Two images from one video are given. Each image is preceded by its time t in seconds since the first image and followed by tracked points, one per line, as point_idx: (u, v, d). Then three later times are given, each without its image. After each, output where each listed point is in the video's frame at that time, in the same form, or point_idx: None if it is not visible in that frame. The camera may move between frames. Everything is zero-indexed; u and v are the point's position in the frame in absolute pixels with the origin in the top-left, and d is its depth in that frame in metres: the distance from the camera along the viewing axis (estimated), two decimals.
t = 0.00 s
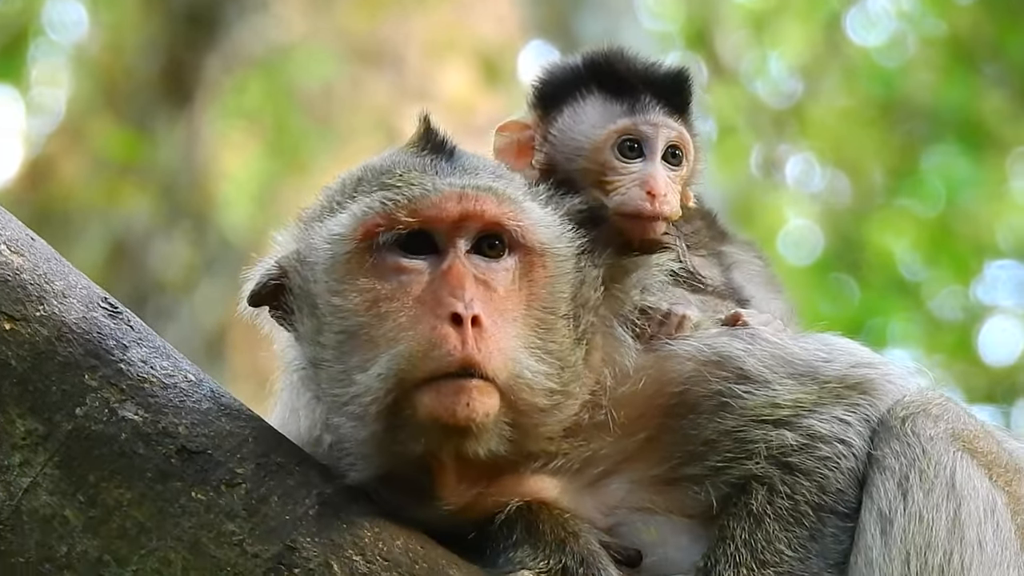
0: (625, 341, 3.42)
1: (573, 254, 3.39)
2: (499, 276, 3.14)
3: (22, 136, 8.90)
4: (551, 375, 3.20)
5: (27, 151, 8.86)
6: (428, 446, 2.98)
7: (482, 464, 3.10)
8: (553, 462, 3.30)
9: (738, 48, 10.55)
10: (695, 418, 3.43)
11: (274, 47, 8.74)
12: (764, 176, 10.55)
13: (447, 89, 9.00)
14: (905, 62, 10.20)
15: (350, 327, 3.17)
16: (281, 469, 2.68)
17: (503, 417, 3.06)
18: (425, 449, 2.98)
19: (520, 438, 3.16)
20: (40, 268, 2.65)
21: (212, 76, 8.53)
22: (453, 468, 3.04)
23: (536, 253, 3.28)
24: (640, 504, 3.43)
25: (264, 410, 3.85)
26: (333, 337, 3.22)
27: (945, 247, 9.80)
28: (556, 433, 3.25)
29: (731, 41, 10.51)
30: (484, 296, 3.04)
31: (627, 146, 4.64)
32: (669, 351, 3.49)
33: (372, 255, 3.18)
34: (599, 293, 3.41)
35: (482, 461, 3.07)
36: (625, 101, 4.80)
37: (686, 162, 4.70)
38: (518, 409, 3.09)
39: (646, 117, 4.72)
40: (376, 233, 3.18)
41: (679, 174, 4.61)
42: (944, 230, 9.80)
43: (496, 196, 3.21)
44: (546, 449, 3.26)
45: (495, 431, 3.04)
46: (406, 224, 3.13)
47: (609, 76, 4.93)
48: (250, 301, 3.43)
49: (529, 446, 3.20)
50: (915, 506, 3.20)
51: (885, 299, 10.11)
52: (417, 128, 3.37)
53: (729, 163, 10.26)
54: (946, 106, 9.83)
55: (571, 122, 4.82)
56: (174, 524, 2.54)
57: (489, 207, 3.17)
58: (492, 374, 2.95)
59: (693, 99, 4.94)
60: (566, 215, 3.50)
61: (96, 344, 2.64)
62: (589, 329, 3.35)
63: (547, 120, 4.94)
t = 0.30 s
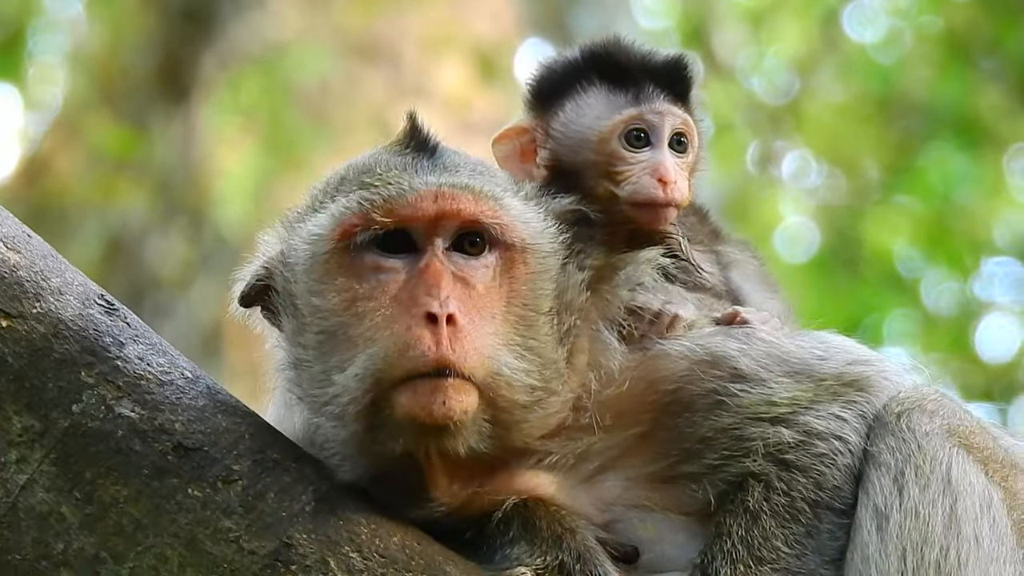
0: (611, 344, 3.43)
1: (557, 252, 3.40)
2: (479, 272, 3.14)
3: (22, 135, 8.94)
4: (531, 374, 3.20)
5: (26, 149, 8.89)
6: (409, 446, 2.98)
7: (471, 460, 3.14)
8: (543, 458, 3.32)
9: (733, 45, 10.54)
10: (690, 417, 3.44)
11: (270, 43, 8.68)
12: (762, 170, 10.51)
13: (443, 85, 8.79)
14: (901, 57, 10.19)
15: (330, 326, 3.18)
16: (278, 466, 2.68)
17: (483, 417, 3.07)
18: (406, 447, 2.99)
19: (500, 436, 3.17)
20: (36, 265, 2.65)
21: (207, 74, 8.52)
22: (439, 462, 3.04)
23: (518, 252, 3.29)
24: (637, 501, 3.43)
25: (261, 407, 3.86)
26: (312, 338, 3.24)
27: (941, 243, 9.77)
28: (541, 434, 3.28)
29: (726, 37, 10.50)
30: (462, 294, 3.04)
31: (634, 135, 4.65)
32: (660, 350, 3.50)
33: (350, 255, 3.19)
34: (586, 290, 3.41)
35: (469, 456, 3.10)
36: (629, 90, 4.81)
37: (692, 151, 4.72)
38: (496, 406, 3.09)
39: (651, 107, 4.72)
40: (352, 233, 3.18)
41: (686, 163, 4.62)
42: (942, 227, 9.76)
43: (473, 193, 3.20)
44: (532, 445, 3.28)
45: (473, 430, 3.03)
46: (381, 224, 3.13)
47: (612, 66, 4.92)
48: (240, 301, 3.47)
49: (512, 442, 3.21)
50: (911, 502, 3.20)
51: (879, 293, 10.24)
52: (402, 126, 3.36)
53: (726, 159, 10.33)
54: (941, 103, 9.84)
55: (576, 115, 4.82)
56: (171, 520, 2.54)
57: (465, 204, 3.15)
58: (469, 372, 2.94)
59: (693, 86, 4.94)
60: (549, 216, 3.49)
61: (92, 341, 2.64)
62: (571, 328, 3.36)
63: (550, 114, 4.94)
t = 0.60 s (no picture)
0: (609, 348, 3.43)
1: (553, 257, 3.41)
2: (473, 276, 3.15)
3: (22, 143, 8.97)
4: (527, 378, 3.20)
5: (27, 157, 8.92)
6: (407, 452, 2.98)
7: (468, 465, 3.15)
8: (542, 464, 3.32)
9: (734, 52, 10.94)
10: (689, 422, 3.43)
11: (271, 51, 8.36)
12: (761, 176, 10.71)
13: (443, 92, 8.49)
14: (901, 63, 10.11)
15: (326, 332, 3.18)
16: (278, 472, 2.68)
17: (480, 420, 3.07)
18: (402, 452, 2.98)
19: (497, 441, 3.17)
20: (37, 272, 2.65)
21: (208, 79, 8.52)
22: (438, 468, 3.06)
23: (513, 256, 3.30)
24: (636, 506, 3.42)
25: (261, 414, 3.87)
26: (308, 345, 3.24)
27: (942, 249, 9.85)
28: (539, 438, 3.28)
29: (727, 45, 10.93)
30: (456, 296, 3.04)
31: (631, 134, 4.66)
32: (657, 354, 3.50)
33: (344, 259, 3.20)
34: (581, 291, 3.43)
35: (466, 460, 3.11)
36: (625, 90, 4.82)
37: (689, 150, 4.71)
38: (492, 410, 3.08)
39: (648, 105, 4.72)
40: (347, 237, 3.20)
41: (684, 161, 4.62)
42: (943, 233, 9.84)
43: (468, 197, 3.20)
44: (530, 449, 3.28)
45: (471, 433, 3.04)
46: (376, 229, 3.15)
47: (607, 67, 4.93)
48: (239, 310, 3.48)
49: (510, 447, 3.21)
50: (911, 509, 3.20)
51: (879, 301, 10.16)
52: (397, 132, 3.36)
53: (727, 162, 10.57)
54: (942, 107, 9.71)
55: (572, 116, 4.83)
56: (171, 527, 2.54)
57: (460, 208, 3.16)
58: (464, 374, 2.95)
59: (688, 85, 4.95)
60: (547, 223, 3.52)
61: (93, 348, 2.64)
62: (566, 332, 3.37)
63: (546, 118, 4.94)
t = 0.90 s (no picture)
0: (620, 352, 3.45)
1: (569, 272, 3.45)
2: (496, 292, 3.18)
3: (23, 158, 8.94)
4: (551, 394, 3.23)
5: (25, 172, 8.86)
6: (429, 468, 3.00)
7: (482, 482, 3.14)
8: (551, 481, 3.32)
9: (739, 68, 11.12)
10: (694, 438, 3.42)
11: (277, 68, 8.60)
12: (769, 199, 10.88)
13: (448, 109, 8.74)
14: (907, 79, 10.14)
15: (348, 348, 3.18)
16: (280, 488, 2.68)
17: (506, 436, 3.10)
18: (425, 469, 3.00)
19: (519, 457, 3.20)
20: (40, 288, 2.65)
21: (212, 96, 8.60)
22: (453, 488, 3.07)
23: (532, 271, 3.32)
24: (639, 522, 3.39)
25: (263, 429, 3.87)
26: (330, 360, 3.23)
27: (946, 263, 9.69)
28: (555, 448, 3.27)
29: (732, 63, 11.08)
30: (483, 314, 3.08)
31: (634, 143, 4.68)
32: (663, 370, 3.50)
33: (365, 276, 3.21)
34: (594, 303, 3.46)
35: (485, 480, 3.12)
36: (627, 100, 4.84)
37: (689, 159, 4.74)
38: (517, 428, 3.13)
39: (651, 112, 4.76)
40: (370, 254, 3.21)
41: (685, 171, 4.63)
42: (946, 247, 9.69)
43: (490, 215, 3.24)
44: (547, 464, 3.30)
45: (498, 448, 3.07)
46: (402, 248, 3.16)
47: (607, 74, 4.96)
48: (243, 324, 3.43)
49: (530, 462, 3.24)
50: (915, 525, 3.19)
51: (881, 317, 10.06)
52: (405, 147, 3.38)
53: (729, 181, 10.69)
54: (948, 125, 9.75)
55: (573, 123, 4.85)
56: (174, 542, 2.54)
57: (482, 227, 3.20)
58: (493, 394, 2.97)
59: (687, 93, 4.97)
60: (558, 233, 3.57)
61: (96, 363, 2.64)
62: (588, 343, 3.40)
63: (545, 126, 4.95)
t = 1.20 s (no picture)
0: (621, 372, 3.47)
1: (567, 282, 3.50)
2: (491, 304, 3.21)
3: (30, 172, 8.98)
4: (542, 406, 3.26)
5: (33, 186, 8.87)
6: (425, 481, 3.00)
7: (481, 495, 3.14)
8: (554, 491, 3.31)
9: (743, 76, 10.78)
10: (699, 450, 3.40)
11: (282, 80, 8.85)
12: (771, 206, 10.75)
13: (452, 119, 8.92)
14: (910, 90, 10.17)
15: (338, 361, 3.22)
16: (288, 499, 2.69)
17: (498, 448, 3.12)
18: (420, 482, 3.01)
19: (513, 469, 3.19)
20: (47, 300, 2.64)
21: (217, 109, 8.68)
22: (450, 498, 3.05)
23: (528, 283, 3.36)
24: (645, 533, 3.36)
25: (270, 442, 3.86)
26: (324, 374, 3.25)
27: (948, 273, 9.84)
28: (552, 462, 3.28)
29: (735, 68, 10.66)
30: (477, 327, 3.11)
31: (658, 150, 4.68)
32: (667, 381, 3.50)
33: (361, 286, 3.24)
34: (591, 322, 3.49)
35: (482, 492, 3.11)
36: (653, 106, 4.86)
37: (713, 170, 4.73)
38: (509, 440, 3.14)
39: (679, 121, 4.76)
40: (364, 265, 3.24)
41: (708, 182, 4.66)
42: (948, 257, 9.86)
43: (483, 226, 3.28)
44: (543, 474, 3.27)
45: (491, 459, 3.09)
46: (394, 259, 3.19)
47: (635, 84, 4.98)
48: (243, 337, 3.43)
49: (524, 475, 3.23)
50: (919, 533, 3.19)
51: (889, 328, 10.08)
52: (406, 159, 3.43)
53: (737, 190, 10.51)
54: (954, 138, 9.84)
55: (599, 129, 4.87)
56: (181, 555, 2.53)
57: (478, 241, 3.23)
58: (483, 406, 3.00)
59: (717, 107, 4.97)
60: (559, 246, 3.61)
61: (103, 376, 2.64)
62: (581, 358, 3.43)
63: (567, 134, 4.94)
